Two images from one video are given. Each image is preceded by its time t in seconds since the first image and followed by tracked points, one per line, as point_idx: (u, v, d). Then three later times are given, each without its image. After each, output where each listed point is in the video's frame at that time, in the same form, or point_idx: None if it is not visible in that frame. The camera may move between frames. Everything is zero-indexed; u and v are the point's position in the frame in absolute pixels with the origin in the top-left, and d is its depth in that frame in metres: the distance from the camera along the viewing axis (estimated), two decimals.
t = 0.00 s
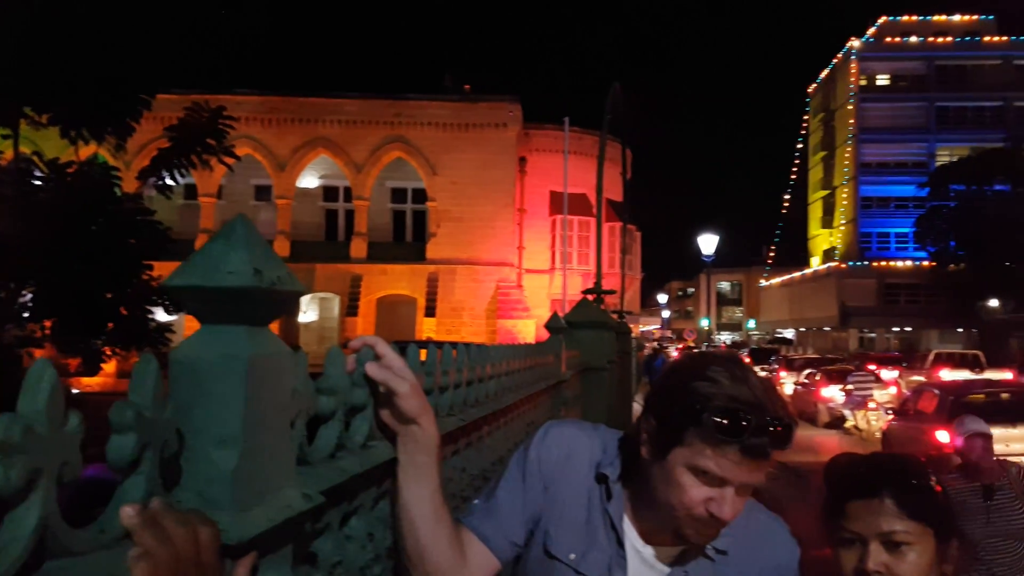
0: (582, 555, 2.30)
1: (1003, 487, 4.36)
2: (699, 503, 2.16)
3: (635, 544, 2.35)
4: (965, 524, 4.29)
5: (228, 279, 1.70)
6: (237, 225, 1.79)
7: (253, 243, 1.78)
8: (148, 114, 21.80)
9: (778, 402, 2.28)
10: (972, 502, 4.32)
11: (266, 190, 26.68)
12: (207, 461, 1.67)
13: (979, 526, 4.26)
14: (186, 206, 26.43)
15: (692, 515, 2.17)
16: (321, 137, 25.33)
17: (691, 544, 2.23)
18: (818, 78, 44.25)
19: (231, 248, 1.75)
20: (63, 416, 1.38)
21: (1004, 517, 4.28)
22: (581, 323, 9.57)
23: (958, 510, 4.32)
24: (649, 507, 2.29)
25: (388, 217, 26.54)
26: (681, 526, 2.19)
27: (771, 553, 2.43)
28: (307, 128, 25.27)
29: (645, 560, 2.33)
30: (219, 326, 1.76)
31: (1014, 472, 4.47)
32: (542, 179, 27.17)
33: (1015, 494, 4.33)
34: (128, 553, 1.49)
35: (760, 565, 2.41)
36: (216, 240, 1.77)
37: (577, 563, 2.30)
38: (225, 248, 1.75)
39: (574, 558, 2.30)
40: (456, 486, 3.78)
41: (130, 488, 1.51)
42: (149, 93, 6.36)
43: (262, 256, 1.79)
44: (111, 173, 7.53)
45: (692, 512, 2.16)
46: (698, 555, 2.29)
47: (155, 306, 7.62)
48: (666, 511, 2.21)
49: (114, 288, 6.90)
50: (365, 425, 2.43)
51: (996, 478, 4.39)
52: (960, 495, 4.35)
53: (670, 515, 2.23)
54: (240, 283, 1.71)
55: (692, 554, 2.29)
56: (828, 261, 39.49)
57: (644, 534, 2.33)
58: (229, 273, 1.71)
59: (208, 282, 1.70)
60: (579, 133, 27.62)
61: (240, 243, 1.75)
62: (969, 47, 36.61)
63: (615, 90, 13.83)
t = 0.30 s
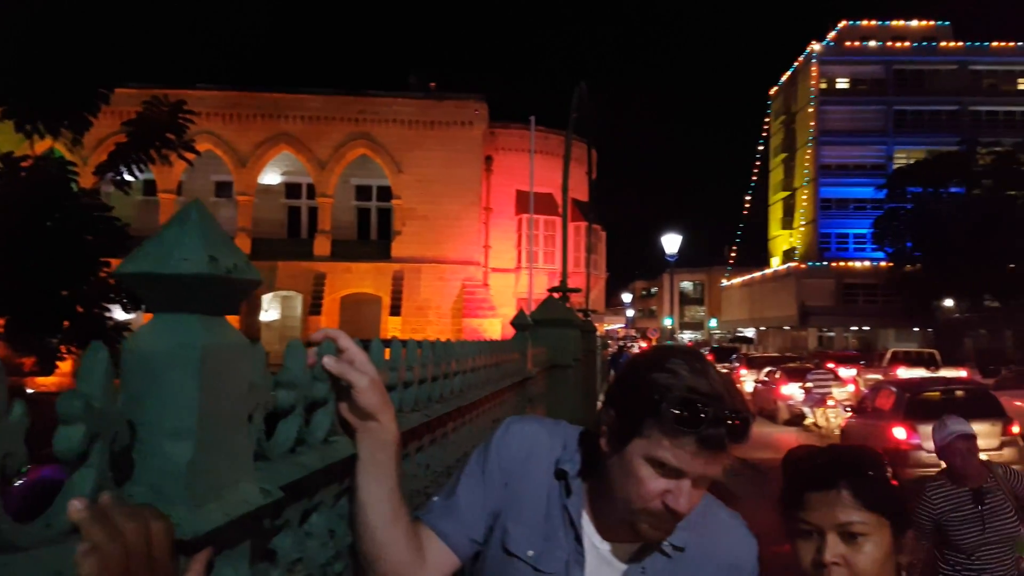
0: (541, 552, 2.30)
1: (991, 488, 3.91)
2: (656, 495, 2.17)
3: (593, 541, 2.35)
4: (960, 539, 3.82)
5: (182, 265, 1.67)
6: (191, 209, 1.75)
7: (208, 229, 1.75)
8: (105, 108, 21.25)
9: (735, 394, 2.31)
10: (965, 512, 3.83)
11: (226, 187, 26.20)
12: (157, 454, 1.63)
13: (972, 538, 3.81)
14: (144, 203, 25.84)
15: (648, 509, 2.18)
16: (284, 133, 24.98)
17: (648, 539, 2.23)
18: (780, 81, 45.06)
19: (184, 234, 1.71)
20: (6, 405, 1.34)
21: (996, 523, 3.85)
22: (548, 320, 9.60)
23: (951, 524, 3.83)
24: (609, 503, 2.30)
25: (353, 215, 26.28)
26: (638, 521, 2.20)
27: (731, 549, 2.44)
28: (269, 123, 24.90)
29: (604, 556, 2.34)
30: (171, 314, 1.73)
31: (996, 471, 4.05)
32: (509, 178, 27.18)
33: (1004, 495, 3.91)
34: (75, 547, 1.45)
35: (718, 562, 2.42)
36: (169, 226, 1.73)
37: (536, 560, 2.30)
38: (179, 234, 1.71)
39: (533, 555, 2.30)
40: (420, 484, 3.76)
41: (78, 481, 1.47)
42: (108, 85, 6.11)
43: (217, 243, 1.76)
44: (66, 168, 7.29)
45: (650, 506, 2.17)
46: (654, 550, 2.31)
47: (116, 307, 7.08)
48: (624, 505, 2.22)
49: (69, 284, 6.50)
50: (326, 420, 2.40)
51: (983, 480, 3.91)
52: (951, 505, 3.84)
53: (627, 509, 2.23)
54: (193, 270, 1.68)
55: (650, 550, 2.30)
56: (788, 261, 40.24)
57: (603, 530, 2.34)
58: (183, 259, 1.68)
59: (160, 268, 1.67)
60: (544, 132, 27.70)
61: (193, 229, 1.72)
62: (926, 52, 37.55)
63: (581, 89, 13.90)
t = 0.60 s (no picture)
0: (499, 550, 2.30)
1: (985, 495, 3.96)
2: (617, 490, 2.16)
3: (552, 538, 2.35)
4: (956, 550, 3.85)
5: (130, 252, 1.64)
6: (141, 198, 1.71)
7: (158, 218, 1.71)
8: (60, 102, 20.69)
9: (693, 389, 2.34)
10: (960, 520, 3.87)
11: (186, 183, 25.68)
12: (103, 449, 1.59)
13: (967, 549, 3.85)
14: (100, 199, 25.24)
15: (609, 506, 2.16)
16: (245, 129, 24.60)
17: (608, 537, 2.23)
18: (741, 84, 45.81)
19: (133, 221, 1.68)
20: None
21: (991, 531, 3.90)
22: (512, 317, 9.65)
23: (947, 535, 3.87)
24: (568, 499, 2.30)
25: (315, 213, 25.86)
26: (597, 518, 2.19)
27: (685, 545, 2.48)
28: (230, 119, 24.49)
29: (562, 554, 2.33)
30: (118, 304, 1.69)
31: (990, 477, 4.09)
32: (474, 177, 27.16)
33: (998, 503, 3.96)
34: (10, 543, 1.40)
35: (674, 561, 2.43)
36: (117, 212, 1.70)
37: (495, 557, 2.29)
38: (127, 220, 1.68)
39: (492, 553, 2.29)
40: (380, 483, 3.73)
41: (14, 476, 1.42)
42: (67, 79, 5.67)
43: (168, 230, 1.73)
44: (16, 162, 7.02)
45: (610, 503, 2.16)
46: (615, 548, 2.30)
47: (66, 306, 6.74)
48: (582, 500, 2.22)
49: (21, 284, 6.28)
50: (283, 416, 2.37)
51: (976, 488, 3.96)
52: (946, 515, 3.88)
53: (586, 506, 2.22)
54: (142, 258, 1.65)
55: (609, 548, 2.30)
56: (749, 262, 40.93)
57: (561, 527, 2.34)
58: (132, 247, 1.65)
59: (108, 255, 1.64)
60: (509, 131, 27.75)
61: (142, 215, 1.68)
62: (883, 58, 38.47)
63: (546, 88, 13.96)
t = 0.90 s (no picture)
0: (460, 545, 2.30)
1: (997, 501, 3.85)
2: (574, 482, 2.20)
3: (512, 532, 2.37)
4: (962, 558, 3.78)
5: (77, 245, 1.61)
6: (90, 189, 1.68)
7: (106, 210, 1.68)
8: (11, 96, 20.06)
9: (651, 380, 2.37)
10: (971, 529, 3.78)
11: (145, 180, 25.12)
12: (52, 447, 1.57)
13: (979, 559, 3.76)
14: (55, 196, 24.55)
15: (568, 496, 2.20)
16: (206, 125, 24.18)
17: (567, 527, 2.26)
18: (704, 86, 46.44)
19: (80, 214, 1.65)
20: None
21: (1004, 540, 3.78)
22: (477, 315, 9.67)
23: (955, 544, 3.79)
24: (526, 493, 2.33)
25: (277, 210, 25.50)
26: (557, 508, 2.22)
27: (644, 536, 2.52)
28: (190, 115, 24.04)
29: (522, 547, 2.36)
30: (65, 299, 1.66)
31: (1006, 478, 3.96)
32: (439, 176, 27.08)
33: (1011, 507, 3.83)
34: None
35: (632, 551, 2.48)
36: (64, 205, 1.66)
37: (455, 554, 2.29)
38: (73, 213, 1.65)
39: (453, 548, 2.30)
40: (341, 481, 3.70)
41: None
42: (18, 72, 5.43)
43: (116, 222, 1.70)
44: None
45: (568, 494, 2.20)
46: (574, 539, 2.34)
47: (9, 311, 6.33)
48: (541, 493, 2.24)
49: None
50: (238, 414, 2.33)
51: (987, 492, 3.86)
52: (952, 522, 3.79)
53: (546, 499, 2.25)
54: (89, 251, 1.62)
55: (567, 538, 2.34)
56: (711, 262, 41.54)
57: (521, 521, 2.36)
58: (78, 239, 1.62)
59: (53, 248, 1.61)
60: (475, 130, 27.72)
61: (89, 208, 1.66)
62: (842, 62, 39.29)
63: (510, 87, 13.97)
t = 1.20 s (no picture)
0: (425, 544, 2.30)
1: (1001, 526, 3.74)
2: (536, 476, 2.22)
3: (476, 529, 2.38)
4: None
5: (33, 243, 1.59)
6: (46, 186, 1.66)
7: (64, 207, 1.66)
8: None
9: (612, 375, 2.40)
10: (971, 551, 3.66)
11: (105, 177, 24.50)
12: (8, 449, 1.53)
13: None
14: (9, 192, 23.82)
15: (530, 491, 2.22)
16: (168, 121, 23.73)
17: (530, 522, 2.28)
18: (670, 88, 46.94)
19: (37, 211, 1.62)
20: None
21: (1007, 568, 3.64)
22: (443, 316, 9.65)
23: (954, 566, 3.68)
24: (490, 491, 2.33)
25: (240, 208, 25.08)
26: (519, 503, 2.24)
27: (605, 531, 2.56)
28: (151, 111, 23.56)
29: (486, 543, 2.38)
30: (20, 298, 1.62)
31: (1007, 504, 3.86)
32: (406, 175, 26.95)
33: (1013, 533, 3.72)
34: None
35: (593, 546, 2.51)
36: (19, 202, 1.63)
37: (420, 553, 2.29)
38: (29, 209, 1.62)
39: (417, 548, 2.29)
40: (304, 483, 3.67)
41: None
42: None
43: (73, 217, 1.67)
44: None
45: (530, 488, 2.22)
46: (536, 533, 2.37)
47: None
48: (504, 488, 2.26)
49: None
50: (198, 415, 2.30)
51: (989, 517, 3.77)
52: (952, 546, 3.70)
53: (510, 494, 2.26)
54: (47, 249, 1.59)
55: (530, 533, 2.36)
56: (676, 262, 42.01)
57: (484, 518, 2.37)
58: (35, 238, 1.59)
59: (9, 246, 1.57)
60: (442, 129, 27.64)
61: (46, 205, 1.63)
62: (804, 65, 40.01)
63: (478, 87, 13.96)
